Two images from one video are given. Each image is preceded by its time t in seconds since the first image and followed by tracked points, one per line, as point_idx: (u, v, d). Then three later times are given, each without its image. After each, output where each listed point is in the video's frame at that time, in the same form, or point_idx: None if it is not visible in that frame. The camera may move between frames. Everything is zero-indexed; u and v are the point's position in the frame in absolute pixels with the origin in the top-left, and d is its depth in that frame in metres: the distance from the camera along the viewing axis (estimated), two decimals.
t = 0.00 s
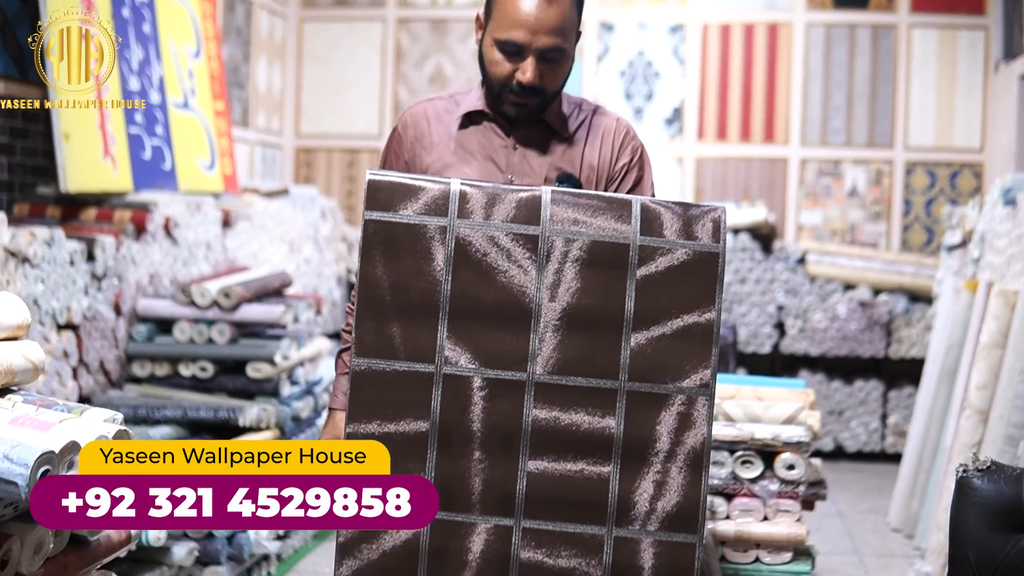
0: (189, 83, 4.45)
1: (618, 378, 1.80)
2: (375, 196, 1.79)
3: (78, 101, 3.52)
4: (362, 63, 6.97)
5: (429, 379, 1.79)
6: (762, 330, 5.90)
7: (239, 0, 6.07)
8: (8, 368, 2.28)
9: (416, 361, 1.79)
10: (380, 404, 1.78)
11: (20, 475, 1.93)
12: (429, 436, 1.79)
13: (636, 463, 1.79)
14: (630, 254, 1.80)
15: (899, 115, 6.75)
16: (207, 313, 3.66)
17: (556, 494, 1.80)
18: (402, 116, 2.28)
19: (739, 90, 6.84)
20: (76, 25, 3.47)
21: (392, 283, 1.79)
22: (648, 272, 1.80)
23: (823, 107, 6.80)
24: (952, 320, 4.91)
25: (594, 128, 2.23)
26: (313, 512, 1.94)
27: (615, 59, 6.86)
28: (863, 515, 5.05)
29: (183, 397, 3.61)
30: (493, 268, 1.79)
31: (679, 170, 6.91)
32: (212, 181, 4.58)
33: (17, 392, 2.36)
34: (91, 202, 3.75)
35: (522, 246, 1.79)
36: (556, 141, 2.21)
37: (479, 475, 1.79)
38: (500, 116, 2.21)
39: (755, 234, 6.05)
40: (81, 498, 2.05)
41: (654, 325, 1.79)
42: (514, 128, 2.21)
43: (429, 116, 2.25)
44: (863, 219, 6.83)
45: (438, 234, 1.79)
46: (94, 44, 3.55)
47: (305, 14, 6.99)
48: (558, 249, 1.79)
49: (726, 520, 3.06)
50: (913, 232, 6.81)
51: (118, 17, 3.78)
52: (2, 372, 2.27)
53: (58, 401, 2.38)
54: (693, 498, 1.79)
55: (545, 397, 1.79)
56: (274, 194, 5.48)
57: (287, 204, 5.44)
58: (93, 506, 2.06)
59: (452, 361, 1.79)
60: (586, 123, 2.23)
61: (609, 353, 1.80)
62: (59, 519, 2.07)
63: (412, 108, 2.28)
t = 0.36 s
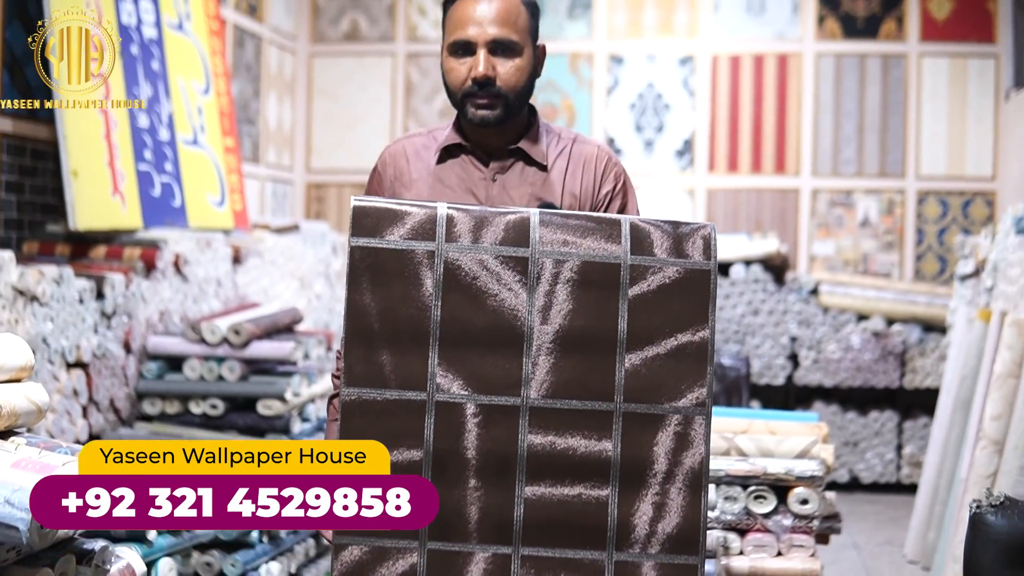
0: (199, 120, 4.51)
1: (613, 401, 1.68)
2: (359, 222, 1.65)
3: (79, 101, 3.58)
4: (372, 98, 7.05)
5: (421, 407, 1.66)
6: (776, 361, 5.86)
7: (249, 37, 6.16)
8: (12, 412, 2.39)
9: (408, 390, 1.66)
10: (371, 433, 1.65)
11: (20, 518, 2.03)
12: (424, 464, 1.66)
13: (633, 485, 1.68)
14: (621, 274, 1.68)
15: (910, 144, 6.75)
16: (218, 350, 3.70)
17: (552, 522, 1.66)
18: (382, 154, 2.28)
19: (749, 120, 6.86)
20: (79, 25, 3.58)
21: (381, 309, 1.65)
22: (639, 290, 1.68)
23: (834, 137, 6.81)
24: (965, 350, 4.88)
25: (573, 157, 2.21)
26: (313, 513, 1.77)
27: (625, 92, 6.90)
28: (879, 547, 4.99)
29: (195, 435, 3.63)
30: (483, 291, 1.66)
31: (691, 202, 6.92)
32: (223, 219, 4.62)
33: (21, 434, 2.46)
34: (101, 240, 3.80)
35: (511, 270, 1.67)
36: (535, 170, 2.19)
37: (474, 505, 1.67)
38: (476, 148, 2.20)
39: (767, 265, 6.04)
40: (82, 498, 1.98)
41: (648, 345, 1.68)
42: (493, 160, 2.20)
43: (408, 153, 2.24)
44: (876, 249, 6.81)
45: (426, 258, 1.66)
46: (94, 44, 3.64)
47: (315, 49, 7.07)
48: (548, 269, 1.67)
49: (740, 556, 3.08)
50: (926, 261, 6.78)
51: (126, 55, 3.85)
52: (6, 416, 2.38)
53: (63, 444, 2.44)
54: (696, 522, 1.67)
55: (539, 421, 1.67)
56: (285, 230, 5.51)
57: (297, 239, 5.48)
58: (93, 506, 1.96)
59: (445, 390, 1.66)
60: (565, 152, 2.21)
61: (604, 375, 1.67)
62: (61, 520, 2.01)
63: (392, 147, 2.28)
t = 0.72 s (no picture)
0: (220, 145, 4.58)
1: (619, 390, 1.46)
2: (356, 219, 1.46)
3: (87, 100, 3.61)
4: (394, 123, 7.11)
5: (423, 406, 1.44)
6: (801, 383, 5.81)
7: (270, 61, 6.25)
8: (23, 440, 2.43)
9: (409, 387, 1.44)
10: (372, 433, 1.43)
11: (30, 547, 2.04)
12: (430, 462, 1.44)
13: (644, 475, 1.46)
14: (621, 263, 1.48)
15: (935, 163, 6.72)
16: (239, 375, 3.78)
17: (558, 518, 1.45)
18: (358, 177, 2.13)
19: (773, 140, 6.84)
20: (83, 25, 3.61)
21: (382, 307, 1.45)
22: (638, 279, 1.48)
23: (858, 157, 6.80)
24: (991, 370, 4.82)
25: (550, 173, 2.10)
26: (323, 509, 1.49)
27: (648, 113, 6.92)
28: (905, 569, 4.93)
29: (216, 460, 3.67)
30: (484, 284, 1.46)
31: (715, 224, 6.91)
32: (244, 243, 4.70)
33: (33, 462, 2.50)
34: (122, 265, 3.86)
35: (509, 263, 1.47)
36: (512, 187, 2.07)
37: (483, 503, 1.45)
38: (453, 164, 2.09)
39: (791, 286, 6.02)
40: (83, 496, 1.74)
41: (651, 334, 1.47)
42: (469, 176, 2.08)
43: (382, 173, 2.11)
44: (901, 269, 6.77)
45: (425, 253, 1.46)
46: (95, 45, 3.63)
47: (337, 73, 7.16)
48: (546, 263, 1.47)
49: None
50: (951, 281, 6.73)
51: (146, 80, 3.94)
52: (18, 444, 2.42)
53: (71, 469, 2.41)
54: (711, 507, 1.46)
55: (544, 413, 1.45)
56: (307, 253, 5.57)
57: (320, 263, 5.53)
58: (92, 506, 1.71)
59: (449, 387, 1.45)
60: (542, 168, 2.10)
61: (609, 365, 1.46)
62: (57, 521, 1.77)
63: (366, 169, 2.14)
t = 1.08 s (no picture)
0: (255, 166, 4.67)
1: (634, 380, 1.46)
2: (362, 218, 1.45)
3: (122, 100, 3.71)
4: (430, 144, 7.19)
5: (439, 406, 1.43)
6: (840, 402, 5.77)
7: (306, 82, 6.36)
8: (49, 462, 2.50)
9: (423, 388, 1.43)
10: (385, 435, 1.41)
11: (53, 573, 2.09)
12: (449, 461, 1.42)
13: (662, 464, 1.45)
14: (630, 250, 1.49)
15: (974, 180, 6.65)
16: (274, 397, 3.77)
17: (578, 511, 1.43)
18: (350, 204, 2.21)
19: (810, 159, 6.82)
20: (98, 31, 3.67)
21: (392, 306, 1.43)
22: (648, 267, 1.49)
23: (896, 173, 6.76)
24: None
25: (545, 188, 2.24)
26: (318, 530, 1.38)
27: (684, 131, 6.93)
28: None
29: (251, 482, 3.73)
30: (495, 278, 1.46)
31: (752, 241, 6.89)
32: (279, 264, 4.77)
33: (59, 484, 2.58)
34: (156, 286, 3.94)
35: (519, 257, 1.47)
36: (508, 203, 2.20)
37: (503, 501, 1.43)
38: (447, 184, 2.20)
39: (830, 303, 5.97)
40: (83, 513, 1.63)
41: (665, 321, 1.47)
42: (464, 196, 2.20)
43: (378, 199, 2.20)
44: (940, 286, 6.69)
45: (433, 252, 1.45)
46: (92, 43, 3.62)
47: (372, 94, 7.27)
48: (555, 253, 1.47)
49: None
50: (991, 298, 6.64)
51: (180, 102, 4.06)
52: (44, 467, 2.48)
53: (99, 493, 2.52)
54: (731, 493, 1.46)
55: (561, 408, 1.44)
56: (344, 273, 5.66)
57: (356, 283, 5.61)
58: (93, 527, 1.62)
59: (462, 384, 1.44)
60: (537, 183, 2.25)
61: (623, 356, 1.46)
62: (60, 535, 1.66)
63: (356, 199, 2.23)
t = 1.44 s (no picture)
0: (279, 192, 4.73)
1: (639, 390, 1.81)
2: (365, 231, 1.79)
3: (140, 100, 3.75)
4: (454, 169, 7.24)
5: (445, 417, 1.77)
6: (866, 431, 5.69)
7: (330, 108, 6.44)
8: (57, 490, 2.52)
9: (429, 400, 1.76)
10: (397, 448, 1.74)
11: None
12: (456, 472, 1.76)
13: (668, 473, 1.80)
14: (635, 260, 1.84)
15: (1001, 208, 6.62)
16: (293, 424, 3.80)
17: (588, 521, 1.78)
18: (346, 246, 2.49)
19: (836, 184, 6.81)
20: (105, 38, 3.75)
21: (395, 319, 1.77)
22: (654, 276, 1.84)
23: (922, 201, 6.73)
24: None
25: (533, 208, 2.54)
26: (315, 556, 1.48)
27: (709, 158, 6.94)
28: None
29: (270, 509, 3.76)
30: (499, 289, 1.80)
31: (778, 268, 6.86)
32: (302, 290, 4.82)
33: (68, 512, 2.59)
34: (177, 313, 3.98)
35: (522, 268, 1.82)
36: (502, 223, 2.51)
37: (510, 515, 1.76)
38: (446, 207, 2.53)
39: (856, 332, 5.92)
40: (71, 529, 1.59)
41: (666, 332, 1.83)
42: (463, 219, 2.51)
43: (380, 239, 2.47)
44: (967, 314, 6.64)
45: (437, 262, 1.79)
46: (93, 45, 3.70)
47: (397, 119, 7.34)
48: (560, 261, 1.83)
49: None
50: (1019, 326, 6.57)
51: (203, 127, 4.14)
52: (51, 494, 2.51)
53: (107, 522, 2.54)
54: (733, 503, 1.80)
55: (568, 420, 1.80)
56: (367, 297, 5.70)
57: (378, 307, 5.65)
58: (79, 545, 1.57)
59: (468, 396, 1.78)
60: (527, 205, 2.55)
61: (627, 363, 1.82)
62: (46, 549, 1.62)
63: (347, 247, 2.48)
